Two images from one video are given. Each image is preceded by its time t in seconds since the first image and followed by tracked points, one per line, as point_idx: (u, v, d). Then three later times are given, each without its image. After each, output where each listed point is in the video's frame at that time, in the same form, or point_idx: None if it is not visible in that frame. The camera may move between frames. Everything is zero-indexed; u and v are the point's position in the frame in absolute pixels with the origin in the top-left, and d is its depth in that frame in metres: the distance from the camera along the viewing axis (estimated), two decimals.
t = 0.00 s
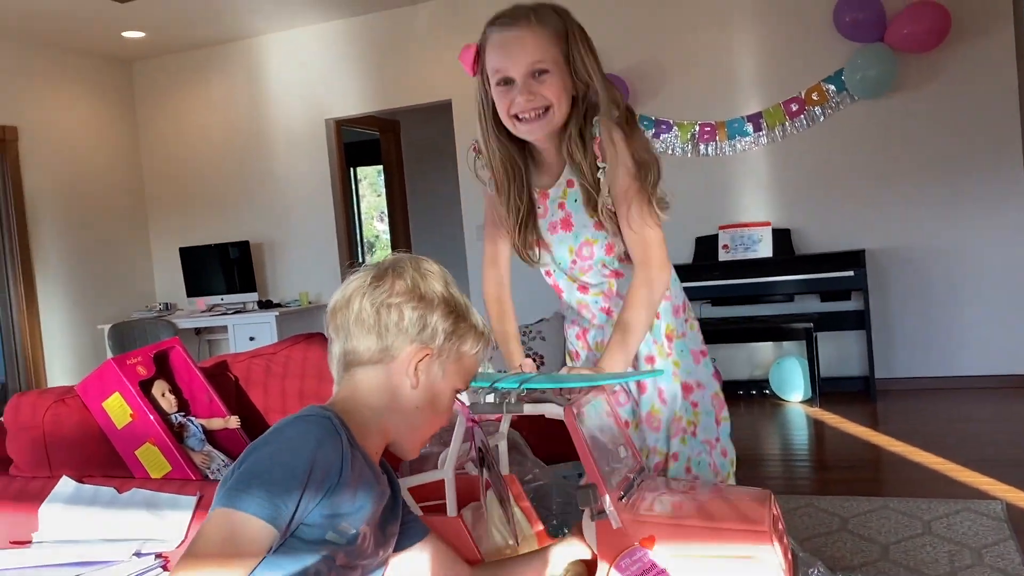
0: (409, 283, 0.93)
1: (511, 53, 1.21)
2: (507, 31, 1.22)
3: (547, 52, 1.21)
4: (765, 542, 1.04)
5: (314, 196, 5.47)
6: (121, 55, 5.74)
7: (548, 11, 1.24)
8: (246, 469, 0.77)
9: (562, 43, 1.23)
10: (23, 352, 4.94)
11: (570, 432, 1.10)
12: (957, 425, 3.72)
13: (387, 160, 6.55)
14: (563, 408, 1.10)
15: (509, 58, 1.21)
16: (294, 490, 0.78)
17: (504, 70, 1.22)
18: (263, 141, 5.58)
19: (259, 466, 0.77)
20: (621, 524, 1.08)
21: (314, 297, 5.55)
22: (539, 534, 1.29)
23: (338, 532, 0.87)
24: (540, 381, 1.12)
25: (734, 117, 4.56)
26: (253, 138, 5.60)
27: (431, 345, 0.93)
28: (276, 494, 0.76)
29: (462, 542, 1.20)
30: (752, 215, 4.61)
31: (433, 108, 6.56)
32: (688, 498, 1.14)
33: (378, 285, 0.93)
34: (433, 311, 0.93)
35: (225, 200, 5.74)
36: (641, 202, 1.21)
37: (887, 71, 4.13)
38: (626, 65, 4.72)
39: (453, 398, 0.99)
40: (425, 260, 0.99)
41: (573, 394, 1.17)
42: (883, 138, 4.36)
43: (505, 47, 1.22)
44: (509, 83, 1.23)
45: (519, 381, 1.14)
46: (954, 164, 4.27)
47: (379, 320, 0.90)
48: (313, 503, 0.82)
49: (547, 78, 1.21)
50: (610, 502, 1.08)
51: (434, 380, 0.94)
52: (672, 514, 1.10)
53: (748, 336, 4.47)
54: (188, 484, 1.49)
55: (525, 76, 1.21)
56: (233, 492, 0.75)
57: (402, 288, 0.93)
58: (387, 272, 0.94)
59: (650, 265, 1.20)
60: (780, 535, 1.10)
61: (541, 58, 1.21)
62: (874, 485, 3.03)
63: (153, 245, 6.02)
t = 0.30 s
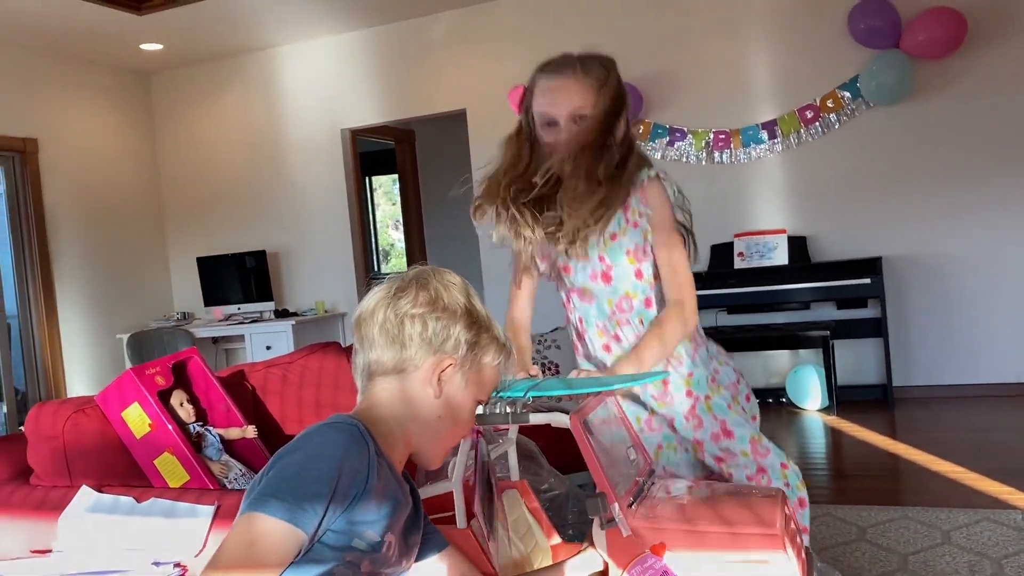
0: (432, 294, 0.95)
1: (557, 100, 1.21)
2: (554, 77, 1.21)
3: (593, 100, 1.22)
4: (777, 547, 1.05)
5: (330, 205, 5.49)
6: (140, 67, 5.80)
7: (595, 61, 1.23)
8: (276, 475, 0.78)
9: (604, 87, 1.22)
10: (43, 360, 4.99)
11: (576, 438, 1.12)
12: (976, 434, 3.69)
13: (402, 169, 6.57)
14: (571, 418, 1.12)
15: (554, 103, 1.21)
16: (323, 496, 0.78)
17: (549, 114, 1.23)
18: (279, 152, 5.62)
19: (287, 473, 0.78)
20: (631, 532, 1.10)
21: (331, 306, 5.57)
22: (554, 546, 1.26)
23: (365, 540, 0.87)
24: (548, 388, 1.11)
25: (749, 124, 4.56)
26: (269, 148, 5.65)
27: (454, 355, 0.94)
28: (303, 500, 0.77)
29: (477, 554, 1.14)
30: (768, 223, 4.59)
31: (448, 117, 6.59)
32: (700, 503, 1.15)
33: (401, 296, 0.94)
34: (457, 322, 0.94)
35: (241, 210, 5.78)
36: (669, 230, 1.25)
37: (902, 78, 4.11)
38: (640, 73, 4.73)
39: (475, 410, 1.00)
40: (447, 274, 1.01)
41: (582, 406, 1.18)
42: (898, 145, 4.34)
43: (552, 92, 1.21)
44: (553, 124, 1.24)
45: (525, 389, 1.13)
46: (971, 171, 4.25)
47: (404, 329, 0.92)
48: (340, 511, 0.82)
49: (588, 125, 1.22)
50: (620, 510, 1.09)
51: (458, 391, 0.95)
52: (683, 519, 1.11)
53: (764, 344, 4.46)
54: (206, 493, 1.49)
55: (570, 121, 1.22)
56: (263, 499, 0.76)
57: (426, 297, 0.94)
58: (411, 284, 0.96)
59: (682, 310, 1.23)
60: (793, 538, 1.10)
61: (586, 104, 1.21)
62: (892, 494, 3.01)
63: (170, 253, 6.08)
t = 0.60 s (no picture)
0: (451, 298, 0.94)
1: (555, 155, 1.19)
2: (550, 131, 1.18)
3: (591, 146, 1.19)
4: (792, 551, 1.02)
5: (341, 209, 5.50)
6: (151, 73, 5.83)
7: (582, 91, 1.19)
8: (292, 477, 0.78)
9: (598, 126, 1.19)
10: (56, 364, 5.02)
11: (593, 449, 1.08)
12: (991, 437, 3.66)
13: (412, 173, 6.57)
14: (586, 423, 1.10)
15: (555, 154, 1.19)
16: (339, 498, 0.78)
17: (549, 164, 1.21)
18: (289, 157, 5.63)
19: (303, 475, 0.78)
20: (647, 540, 1.07)
21: (342, 310, 5.58)
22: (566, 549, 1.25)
23: (379, 542, 0.87)
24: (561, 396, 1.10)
25: (760, 126, 4.54)
26: (280, 153, 5.66)
27: (470, 359, 0.93)
28: (320, 503, 0.77)
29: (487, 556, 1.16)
30: (780, 225, 4.57)
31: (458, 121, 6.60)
32: (713, 513, 1.13)
33: (418, 300, 0.94)
34: (473, 326, 0.94)
35: (252, 215, 5.80)
36: (670, 225, 1.25)
37: (914, 79, 4.09)
38: (650, 76, 4.72)
39: (492, 414, 0.99)
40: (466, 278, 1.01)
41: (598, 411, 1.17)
42: (911, 146, 4.32)
43: (550, 145, 1.19)
44: (557, 173, 1.22)
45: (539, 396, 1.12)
46: (985, 173, 4.23)
47: (422, 333, 0.91)
48: (356, 512, 0.82)
49: (592, 170, 1.20)
50: (635, 518, 1.07)
51: (474, 395, 0.94)
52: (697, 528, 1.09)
53: (777, 347, 4.44)
54: (216, 496, 1.49)
55: (574, 169, 1.20)
56: (280, 499, 0.76)
57: (445, 302, 0.94)
58: (430, 289, 0.95)
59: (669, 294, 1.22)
60: (808, 547, 1.07)
61: (587, 155, 1.19)
62: (906, 498, 2.99)
63: (182, 257, 6.10)
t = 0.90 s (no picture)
0: (457, 299, 0.94)
1: (572, 118, 1.25)
2: (567, 93, 1.25)
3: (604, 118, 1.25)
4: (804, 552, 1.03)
5: (350, 211, 5.51)
6: (162, 76, 5.86)
7: (606, 61, 1.25)
8: (303, 476, 0.78)
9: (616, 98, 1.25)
10: (66, 365, 5.05)
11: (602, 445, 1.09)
12: (1003, 438, 3.63)
13: (420, 174, 6.57)
14: (594, 422, 1.09)
15: (572, 120, 1.26)
16: (350, 497, 0.78)
17: (566, 128, 1.27)
18: (298, 158, 5.65)
19: (314, 474, 0.78)
20: (655, 539, 1.07)
21: (351, 311, 5.59)
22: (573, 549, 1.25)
23: (389, 541, 0.87)
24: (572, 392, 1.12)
25: (769, 127, 4.53)
26: (289, 155, 5.68)
27: (476, 359, 0.93)
28: (331, 502, 0.76)
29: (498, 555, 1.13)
30: (790, 225, 4.56)
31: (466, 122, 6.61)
32: (722, 513, 1.12)
33: (424, 300, 0.94)
34: (479, 326, 0.93)
35: (261, 216, 5.81)
36: (671, 228, 1.26)
37: (924, 79, 4.07)
38: (659, 76, 4.71)
39: (499, 415, 0.99)
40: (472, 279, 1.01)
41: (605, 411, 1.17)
42: (921, 146, 4.30)
43: (565, 107, 1.25)
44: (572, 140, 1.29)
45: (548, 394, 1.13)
46: (995, 172, 4.20)
47: (427, 333, 0.91)
48: (366, 511, 0.82)
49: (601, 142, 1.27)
50: (643, 517, 1.07)
51: (480, 394, 0.94)
52: (706, 527, 1.09)
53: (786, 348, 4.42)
54: (224, 496, 1.49)
55: (586, 137, 1.27)
56: (291, 498, 0.75)
57: (450, 302, 0.94)
58: (436, 290, 0.95)
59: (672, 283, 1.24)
60: (817, 549, 1.08)
61: (600, 124, 1.25)
62: (917, 500, 2.97)
63: (191, 259, 6.12)
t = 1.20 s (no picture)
0: (468, 299, 0.94)
1: (608, 197, 1.42)
2: (606, 175, 1.42)
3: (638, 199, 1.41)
4: (806, 544, 1.00)
5: (355, 209, 5.51)
6: (168, 74, 5.87)
7: (647, 163, 1.43)
8: (304, 474, 0.78)
9: (651, 189, 1.43)
10: (72, 363, 5.06)
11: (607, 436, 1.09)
12: (1010, 436, 3.62)
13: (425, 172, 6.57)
14: (600, 412, 1.10)
15: (606, 201, 1.42)
16: (351, 496, 0.78)
17: (600, 209, 1.43)
18: (304, 156, 5.65)
19: (315, 472, 0.78)
20: (660, 528, 1.06)
21: (356, 309, 5.59)
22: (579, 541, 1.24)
23: (391, 540, 0.87)
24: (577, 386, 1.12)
25: (774, 124, 4.52)
26: (294, 153, 5.68)
27: (484, 361, 0.92)
28: (332, 500, 0.76)
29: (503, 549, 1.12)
30: (795, 223, 4.55)
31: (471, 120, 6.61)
32: (728, 504, 1.11)
33: (434, 299, 0.93)
34: (488, 327, 0.93)
35: (267, 214, 5.82)
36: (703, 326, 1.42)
37: (930, 76, 4.06)
38: (664, 74, 4.70)
39: (506, 412, 0.99)
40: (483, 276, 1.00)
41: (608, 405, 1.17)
42: (927, 143, 4.29)
43: (605, 188, 1.42)
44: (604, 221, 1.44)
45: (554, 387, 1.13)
46: (1002, 169, 4.19)
47: (436, 334, 0.91)
48: (368, 509, 0.81)
49: (636, 222, 1.42)
50: (647, 505, 1.07)
51: (488, 395, 0.94)
52: (712, 517, 1.07)
53: (792, 346, 4.42)
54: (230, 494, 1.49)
55: (618, 218, 1.42)
56: (292, 497, 0.75)
57: (462, 303, 0.93)
58: (448, 289, 0.95)
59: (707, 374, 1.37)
60: (824, 542, 1.05)
61: (634, 205, 1.41)
62: (924, 497, 2.97)
63: (196, 257, 6.13)
